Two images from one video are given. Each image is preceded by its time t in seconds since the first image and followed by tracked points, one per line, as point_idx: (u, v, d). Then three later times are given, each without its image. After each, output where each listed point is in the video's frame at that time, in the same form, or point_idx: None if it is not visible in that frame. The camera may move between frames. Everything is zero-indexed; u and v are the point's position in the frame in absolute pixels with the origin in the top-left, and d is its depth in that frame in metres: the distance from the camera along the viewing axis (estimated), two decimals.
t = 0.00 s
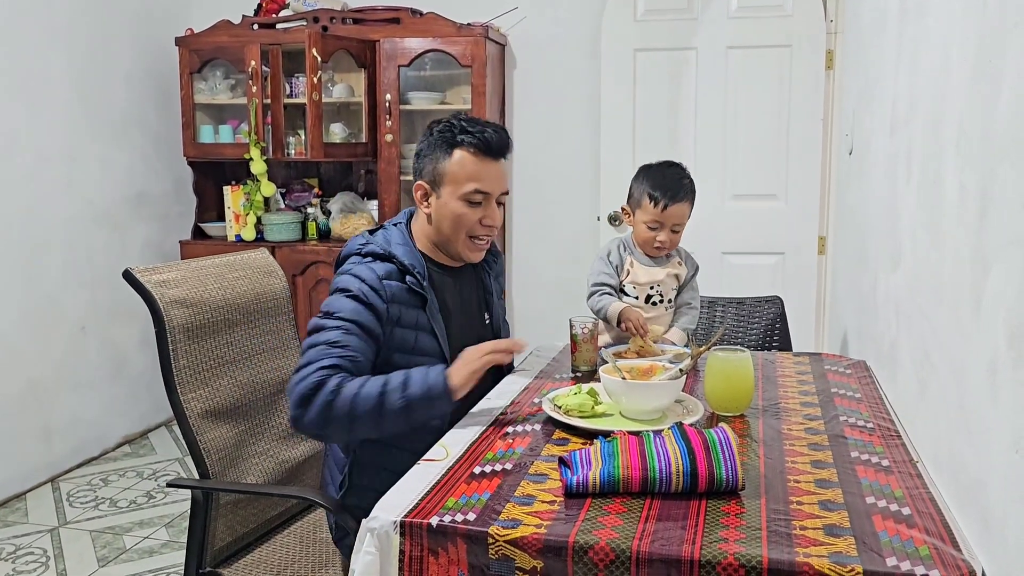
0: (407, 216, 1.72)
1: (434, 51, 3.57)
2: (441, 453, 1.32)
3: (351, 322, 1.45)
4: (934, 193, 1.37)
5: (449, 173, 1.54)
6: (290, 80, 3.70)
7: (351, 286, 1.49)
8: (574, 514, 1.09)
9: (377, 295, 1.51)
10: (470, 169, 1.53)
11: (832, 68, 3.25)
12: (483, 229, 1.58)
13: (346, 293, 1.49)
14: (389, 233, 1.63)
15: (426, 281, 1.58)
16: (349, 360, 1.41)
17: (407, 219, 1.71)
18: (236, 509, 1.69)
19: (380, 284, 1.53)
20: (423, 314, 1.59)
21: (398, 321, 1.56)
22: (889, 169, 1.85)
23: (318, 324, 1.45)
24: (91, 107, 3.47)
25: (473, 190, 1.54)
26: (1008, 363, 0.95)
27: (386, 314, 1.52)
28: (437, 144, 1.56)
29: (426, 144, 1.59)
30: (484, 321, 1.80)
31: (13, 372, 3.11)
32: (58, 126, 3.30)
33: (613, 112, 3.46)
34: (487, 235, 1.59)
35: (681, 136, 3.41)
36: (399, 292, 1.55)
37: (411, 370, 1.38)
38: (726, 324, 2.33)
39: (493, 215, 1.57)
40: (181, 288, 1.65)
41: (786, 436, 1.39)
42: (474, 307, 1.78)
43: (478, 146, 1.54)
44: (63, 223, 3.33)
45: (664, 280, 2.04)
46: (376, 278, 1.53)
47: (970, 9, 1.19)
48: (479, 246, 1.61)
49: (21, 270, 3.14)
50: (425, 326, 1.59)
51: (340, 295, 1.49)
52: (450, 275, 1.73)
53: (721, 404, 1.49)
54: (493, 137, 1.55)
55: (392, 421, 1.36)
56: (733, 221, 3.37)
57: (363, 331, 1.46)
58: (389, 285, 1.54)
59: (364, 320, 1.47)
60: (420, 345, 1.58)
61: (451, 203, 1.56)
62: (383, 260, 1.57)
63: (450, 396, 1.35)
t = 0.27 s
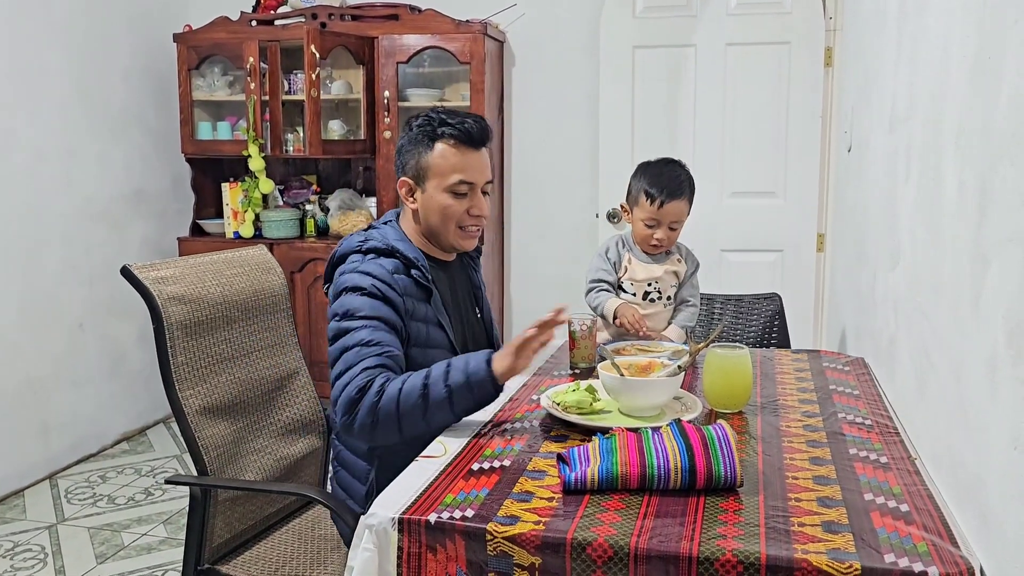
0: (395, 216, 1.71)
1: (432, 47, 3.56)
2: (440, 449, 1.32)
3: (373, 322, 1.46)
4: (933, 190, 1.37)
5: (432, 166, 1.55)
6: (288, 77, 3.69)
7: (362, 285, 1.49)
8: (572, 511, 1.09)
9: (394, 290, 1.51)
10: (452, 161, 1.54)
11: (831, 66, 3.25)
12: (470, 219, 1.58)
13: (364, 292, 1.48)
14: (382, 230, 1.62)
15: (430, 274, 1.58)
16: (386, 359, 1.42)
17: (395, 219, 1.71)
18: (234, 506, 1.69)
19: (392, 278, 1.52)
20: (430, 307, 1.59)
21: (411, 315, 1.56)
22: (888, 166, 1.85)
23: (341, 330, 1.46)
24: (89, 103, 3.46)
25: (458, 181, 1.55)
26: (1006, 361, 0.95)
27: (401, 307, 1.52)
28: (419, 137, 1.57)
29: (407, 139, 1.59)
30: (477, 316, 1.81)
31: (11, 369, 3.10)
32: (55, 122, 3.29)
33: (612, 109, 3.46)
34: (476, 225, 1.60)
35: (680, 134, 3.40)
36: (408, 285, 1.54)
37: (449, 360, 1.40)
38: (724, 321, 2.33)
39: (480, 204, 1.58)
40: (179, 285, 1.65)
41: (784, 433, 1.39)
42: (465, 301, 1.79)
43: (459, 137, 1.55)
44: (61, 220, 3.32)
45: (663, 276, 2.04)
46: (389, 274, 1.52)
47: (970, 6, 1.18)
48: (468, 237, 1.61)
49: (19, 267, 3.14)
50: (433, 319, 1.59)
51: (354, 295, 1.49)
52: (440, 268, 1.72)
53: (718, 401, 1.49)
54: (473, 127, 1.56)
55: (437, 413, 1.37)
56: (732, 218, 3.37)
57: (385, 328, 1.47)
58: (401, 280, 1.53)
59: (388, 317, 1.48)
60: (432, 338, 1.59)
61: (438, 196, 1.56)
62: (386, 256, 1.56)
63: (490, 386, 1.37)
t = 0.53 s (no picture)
0: (391, 216, 1.71)
1: (431, 45, 3.55)
2: (437, 447, 1.31)
3: (347, 341, 1.47)
4: (932, 187, 1.36)
5: (432, 165, 1.55)
6: (287, 74, 3.69)
7: (342, 298, 1.49)
8: (570, 508, 1.09)
9: (373, 300, 1.51)
10: (452, 161, 1.54)
11: (830, 63, 3.24)
12: (468, 219, 1.58)
13: (341, 306, 1.49)
14: (373, 234, 1.63)
15: (416, 278, 1.58)
16: (353, 391, 1.46)
17: (390, 219, 1.70)
18: (231, 503, 1.69)
19: (371, 288, 1.52)
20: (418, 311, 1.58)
21: (393, 323, 1.56)
22: (886, 164, 1.84)
23: (317, 349, 1.48)
24: (87, 100, 3.45)
25: (457, 181, 1.55)
26: (1005, 358, 0.95)
27: (382, 317, 1.52)
28: (417, 136, 1.56)
29: (406, 137, 1.59)
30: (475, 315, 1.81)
31: (8, 366, 3.10)
32: (53, 118, 3.29)
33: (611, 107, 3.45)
34: (473, 225, 1.60)
35: (680, 131, 3.40)
36: (390, 292, 1.55)
37: (395, 403, 1.42)
38: (723, 318, 2.33)
39: (478, 205, 1.58)
40: (177, 282, 1.64)
41: (782, 430, 1.38)
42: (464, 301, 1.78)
43: (458, 136, 1.54)
44: (58, 216, 3.32)
45: (661, 273, 2.04)
46: (367, 284, 1.52)
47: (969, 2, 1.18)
48: (466, 236, 1.61)
49: (17, 264, 3.13)
50: (422, 323, 1.58)
51: (331, 310, 1.49)
52: (436, 268, 1.72)
53: (717, 399, 1.49)
54: (473, 126, 1.56)
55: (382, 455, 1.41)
56: (731, 215, 3.37)
57: (360, 344, 1.47)
58: (381, 288, 1.54)
59: (364, 334, 1.48)
60: (420, 342, 1.58)
61: (436, 196, 1.56)
62: (370, 262, 1.56)
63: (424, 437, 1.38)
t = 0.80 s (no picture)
0: (394, 214, 1.71)
1: (431, 42, 3.55)
2: (437, 444, 1.32)
3: (348, 336, 1.47)
4: (931, 186, 1.37)
5: (424, 166, 1.55)
6: (286, 72, 3.69)
7: (343, 293, 1.49)
8: (570, 505, 1.09)
9: (373, 296, 1.52)
10: (443, 160, 1.54)
11: (830, 62, 3.24)
12: (465, 216, 1.58)
13: (342, 301, 1.49)
14: (376, 230, 1.63)
15: (417, 275, 1.58)
16: (354, 388, 1.46)
17: (393, 217, 1.71)
18: (230, 500, 1.69)
19: (372, 284, 1.52)
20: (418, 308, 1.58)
21: (394, 319, 1.56)
22: (886, 162, 1.85)
23: (318, 344, 1.48)
24: (86, 97, 3.45)
25: (450, 180, 1.55)
26: (1004, 355, 0.95)
27: (382, 314, 1.52)
28: (408, 137, 1.57)
29: (398, 139, 1.59)
30: (477, 314, 1.81)
31: (8, 364, 3.10)
32: (52, 116, 3.28)
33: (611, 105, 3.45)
34: (472, 222, 1.60)
35: (679, 130, 3.40)
36: (391, 289, 1.55)
37: (397, 400, 1.42)
38: (723, 316, 2.33)
39: (474, 201, 1.58)
40: (176, 279, 1.64)
41: (781, 428, 1.39)
42: (466, 300, 1.78)
43: (447, 135, 1.54)
44: (58, 214, 3.32)
45: (657, 268, 2.05)
46: (368, 280, 1.52)
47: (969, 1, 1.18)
48: (465, 234, 1.61)
49: (16, 261, 3.13)
50: (422, 320, 1.58)
51: (333, 305, 1.50)
52: (437, 266, 1.71)
53: (716, 397, 1.49)
54: (462, 124, 1.56)
55: (383, 452, 1.41)
56: (730, 214, 3.37)
57: (360, 340, 1.48)
58: (382, 284, 1.53)
59: (364, 330, 1.48)
60: (420, 340, 1.58)
61: (430, 195, 1.56)
62: (371, 258, 1.56)
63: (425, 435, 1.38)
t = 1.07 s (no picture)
0: (396, 212, 1.71)
1: (429, 41, 3.55)
2: (436, 442, 1.31)
3: (350, 335, 1.47)
4: (930, 184, 1.37)
5: (429, 164, 1.55)
6: (286, 70, 3.67)
7: (346, 291, 1.49)
8: (568, 503, 1.09)
9: (376, 293, 1.51)
10: (448, 159, 1.54)
11: (828, 61, 3.24)
12: (468, 216, 1.58)
13: (344, 299, 1.49)
14: (378, 228, 1.63)
15: (419, 273, 1.58)
16: (354, 387, 1.46)
17: (394, 215, 1.71)
18: (229, 498, 1.69)
19: (374, 282, 1.52)
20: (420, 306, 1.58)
21: (396, 317, 1.56)
22: (884, 161, 1.85)
23: (319, 342, 1.48)
24: (84, 94, 3.44)
25: (454, 179, 1.55)
26: (1002, 353, 0.95)
27: (384, 312, 1.52)
28: (414, 134, 1.56)
29: (404, 136, 1.59)
30: (477, 313, 1.81)
31: (6, 361, 3.09)
32: (50, 113, 3.28)
33: (609, 103, 3.44)
34: (474, 222, 1.60)
35: (677, 129, 3.40)
36: (393, 287, 1.55)
37: (395, 399, 1.43)
38: (721, 314, 2.33)
39: (477, 201, 1.58)
40: (174, 277, 1.64)
41: (779, 427, 1.39)
42: (467, 298, 1.78)
43: (454, 134, 1.54)
44: (56, 211, 3.31)
45: (653, 265, 2.05)
46: (371, 278, 1.52)
47: None
48: (466, 233, 1.61)
49: (14, 258, 3.12)
50: (424, 318, 1.58)
51: (336, 303, 1.49)
52: (438, 265, 1.71)
53: (714, 395, 1.49)
54: (469, 124, 1.55)
55: (381, 451, 1.42)
56: (728, 212, 3.37)
57: (362, 338, 1.48)
58: (384, 282, 1.53)
59: (366, 328, 1.48)
60: (421, 338, 1.58)
61: (434, 194, 1.56)
62: (373, 256, 1.56)
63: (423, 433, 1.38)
